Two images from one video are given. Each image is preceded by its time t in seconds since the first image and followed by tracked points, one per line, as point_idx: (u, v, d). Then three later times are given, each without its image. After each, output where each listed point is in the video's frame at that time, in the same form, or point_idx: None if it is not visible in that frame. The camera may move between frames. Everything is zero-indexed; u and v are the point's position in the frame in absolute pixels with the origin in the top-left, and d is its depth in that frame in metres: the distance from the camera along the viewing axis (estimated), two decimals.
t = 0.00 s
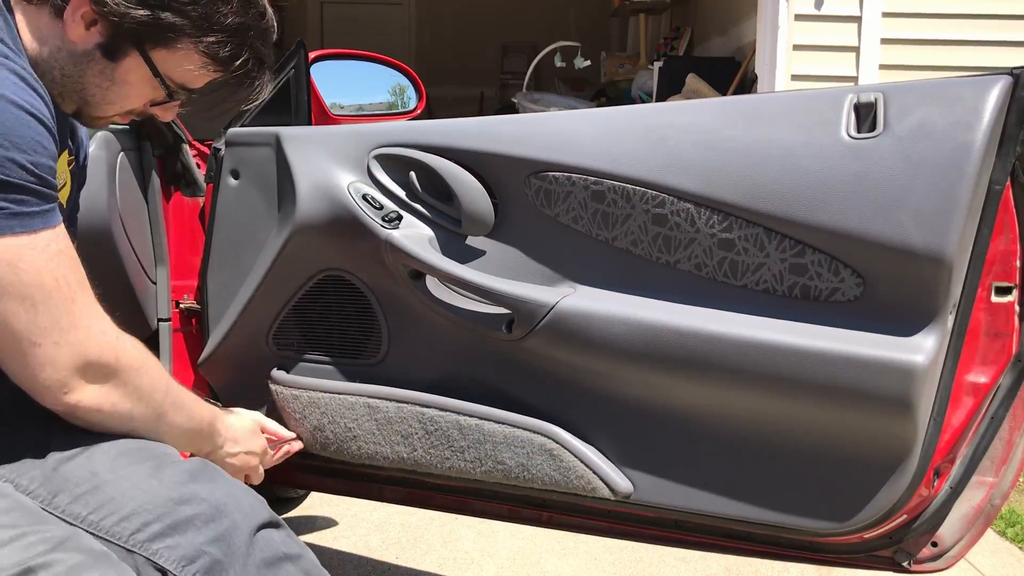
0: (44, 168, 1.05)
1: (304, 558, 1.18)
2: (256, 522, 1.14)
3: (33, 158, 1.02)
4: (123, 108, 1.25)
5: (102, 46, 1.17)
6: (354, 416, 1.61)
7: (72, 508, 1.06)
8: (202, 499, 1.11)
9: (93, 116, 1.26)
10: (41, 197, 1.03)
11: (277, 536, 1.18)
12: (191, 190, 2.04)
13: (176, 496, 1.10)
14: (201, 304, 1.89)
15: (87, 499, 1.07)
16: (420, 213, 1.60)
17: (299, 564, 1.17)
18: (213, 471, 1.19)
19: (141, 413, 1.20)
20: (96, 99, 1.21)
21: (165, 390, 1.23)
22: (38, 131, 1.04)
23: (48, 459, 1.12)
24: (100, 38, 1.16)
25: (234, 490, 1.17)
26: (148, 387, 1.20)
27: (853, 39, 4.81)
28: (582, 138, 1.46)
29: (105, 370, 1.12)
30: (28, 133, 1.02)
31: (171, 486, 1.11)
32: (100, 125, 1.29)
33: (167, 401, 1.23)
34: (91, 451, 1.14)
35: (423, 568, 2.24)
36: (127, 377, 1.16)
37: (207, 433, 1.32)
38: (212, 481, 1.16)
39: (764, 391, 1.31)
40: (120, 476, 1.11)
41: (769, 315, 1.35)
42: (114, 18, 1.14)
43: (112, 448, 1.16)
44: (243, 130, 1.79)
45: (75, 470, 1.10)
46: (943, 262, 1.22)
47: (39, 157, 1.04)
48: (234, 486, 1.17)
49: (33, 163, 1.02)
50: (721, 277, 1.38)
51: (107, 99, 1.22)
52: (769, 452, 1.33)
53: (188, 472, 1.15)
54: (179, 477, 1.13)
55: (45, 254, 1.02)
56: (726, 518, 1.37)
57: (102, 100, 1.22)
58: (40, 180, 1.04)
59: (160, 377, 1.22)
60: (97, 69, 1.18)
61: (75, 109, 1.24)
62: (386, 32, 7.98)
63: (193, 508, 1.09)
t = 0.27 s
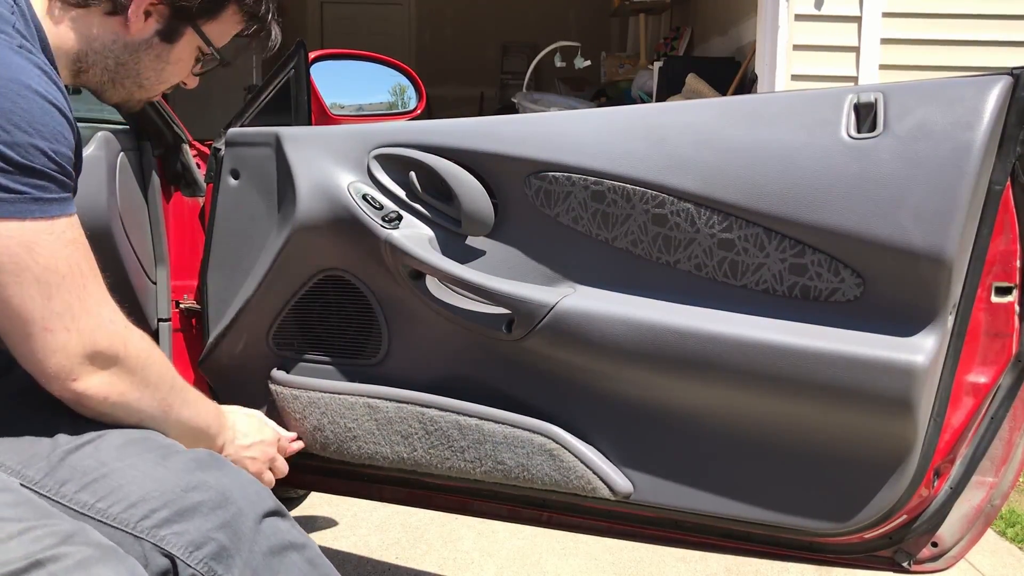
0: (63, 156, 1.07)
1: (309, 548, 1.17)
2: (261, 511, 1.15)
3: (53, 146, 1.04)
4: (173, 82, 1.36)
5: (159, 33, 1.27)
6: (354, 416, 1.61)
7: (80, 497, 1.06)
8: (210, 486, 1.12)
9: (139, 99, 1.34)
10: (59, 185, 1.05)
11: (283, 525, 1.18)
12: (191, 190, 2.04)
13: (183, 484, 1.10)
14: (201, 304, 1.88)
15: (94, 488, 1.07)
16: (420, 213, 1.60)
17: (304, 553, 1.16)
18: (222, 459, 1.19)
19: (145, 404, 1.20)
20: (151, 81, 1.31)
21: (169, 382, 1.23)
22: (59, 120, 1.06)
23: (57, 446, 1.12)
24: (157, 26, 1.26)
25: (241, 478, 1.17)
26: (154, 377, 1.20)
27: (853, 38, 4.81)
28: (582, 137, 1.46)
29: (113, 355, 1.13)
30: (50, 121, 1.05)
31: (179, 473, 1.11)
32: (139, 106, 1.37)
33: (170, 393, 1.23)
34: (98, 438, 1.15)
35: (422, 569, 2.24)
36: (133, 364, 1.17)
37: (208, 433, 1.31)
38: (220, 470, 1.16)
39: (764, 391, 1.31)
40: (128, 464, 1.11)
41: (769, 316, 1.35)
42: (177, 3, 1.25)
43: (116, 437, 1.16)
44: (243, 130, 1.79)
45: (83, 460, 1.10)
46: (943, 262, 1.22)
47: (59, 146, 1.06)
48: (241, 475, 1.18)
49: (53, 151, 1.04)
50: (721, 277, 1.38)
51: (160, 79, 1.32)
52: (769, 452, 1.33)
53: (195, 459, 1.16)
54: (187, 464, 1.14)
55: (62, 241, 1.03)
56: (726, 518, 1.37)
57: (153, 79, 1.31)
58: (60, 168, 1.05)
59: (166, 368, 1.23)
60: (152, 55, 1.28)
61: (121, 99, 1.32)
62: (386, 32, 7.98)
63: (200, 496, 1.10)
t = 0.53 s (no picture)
0: (21, 149, 1.05)
1: (305, 551, 1.16)
2: (254, 516, 1.13)
3: (10, 138, 1.03)
4: (141, 70, 1.29)
5: (120, 15, 1.19)
6: (353, 416, 1.61)
7: (71, 504, 1.06)
8: (202, 492, 1.11)
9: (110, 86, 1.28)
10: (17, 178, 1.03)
11: (278, 528, 1.17)
12: (192, 190, 2.03)
13: (175, 490, 1.10)
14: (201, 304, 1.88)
15: (84, 495, 1.07)
16: (420, 213, 1.60)
17: (300, 558, 1.15)
18: (215, 463, 1.19)
19: (121, 410, 1.16)
20: (118, 67, 1.25)
21: (152, 389, 1.20)
22: (14, 112, 1.05)
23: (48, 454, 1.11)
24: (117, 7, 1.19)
25: (233, 482, 1.16)
26: (129, 382, 1.16)
27: (853, 39, 4.81)
28: (582, 137, 1.46)
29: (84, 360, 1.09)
30: (5, 114, 1.03)
31: (170, 479, 1.11)
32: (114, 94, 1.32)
33: (154, 400, 1.20)
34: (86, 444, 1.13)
35: (423, 569, 2.24)
36: (104, 370, 1.13)
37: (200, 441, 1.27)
38: (212, 474, 1.16)
39: (764, 391, 1.31)
40: (117, 469, 1.10)
41: (769, 316, 1.35)
42: None
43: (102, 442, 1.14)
44: (243, 130, 1.79)
45: (72, 465, 1.10)
46: (943, 262, 1.22)
47: (17, 139, 1.05)
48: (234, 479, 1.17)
49: (10, 143, 1.02)
50: (720, 277, 1.38)
51: (127, 66, 1.25)
52: (769, 452, 1.33)
53: (186, 463, 1.15)
54: (179, 470, 1.13)
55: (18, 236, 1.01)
56: (726, 518, 1.37)
57: (121, 66, 1.25)
58: (17, 161, 1.03)
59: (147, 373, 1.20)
60: (115, 38, 1.21)
61: (91, 86, 1.27)
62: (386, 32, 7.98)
63: (191, 503, 1.09)
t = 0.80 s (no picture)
0: None
1: (302, 553, 1.16)
2: (248, 519, 1.13)
3: None
4: (117, 32, 1.34)
5: None
6: (353, 417, 1.61)
7: (66, 509, 1.07)
8: (196, 495, 1.11)
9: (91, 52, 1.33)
10: None
11: (274, 530, 1.17)
12: (192, 190, 2.02)
13: (167, 495, 1.10)
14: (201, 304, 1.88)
15: (79, 501, 1.08)
16: (420, 213, 1.60)
17: (296, 559, 1.15)
18: (209, 467, 1.19)
19: (85, 417, 1.13)
20: (97, 32, 1.29)
21: (126, 392, 1.18)
22: None
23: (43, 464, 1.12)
24: None
25: (227, 485, 1.17)
26: (95, 389, 1.13)
27: (853, 39, 4.81)
28: (582, 137, 1.46)
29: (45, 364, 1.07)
30: None
31: (164, 484, 1.11)
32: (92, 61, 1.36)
33: (128, 405, 1.18)
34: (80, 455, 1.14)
35: (423, 569, 2.24)
36: (65, 376, 1.10)
37: (187, 446, 1.25)
38: (207, 478, 1.16)
39: (764, 391, 1.31)
40: (110, 474, 1.11)
41: (769, 315, 1.34)
42: None
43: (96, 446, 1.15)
44: (243, 130, 1.79)
45: (67, 469, 1.12)
46: (943, 262, 1.22)
47: None
48: (227, 481, 1.18)
49: None
50: (720, 277, 1.38)
51: (105, 28, 1.30)
52: (768, 453, 1.33)
53: (179, 468, 1.16)
54: (172, 475, 1.14)
55: None
56: (725, 518, 1.37)
57: (100, 30, 1.30)
58: None
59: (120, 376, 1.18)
60: (92, 4, 1.25)
61: (71, 53, 1.32)
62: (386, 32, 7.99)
63: (186, 506, 1.09)
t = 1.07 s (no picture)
0: (24, 142, 1.05)
1: (306, 553, 1.16)
2: (256, 517, 1.13)
3: (12, 130, 1.02)
4: (147, 44, 1.29)
5: None
6: (351, 420, 1.61)
7: (73, 504, 1.05)
8: (204, 491, 1.10)
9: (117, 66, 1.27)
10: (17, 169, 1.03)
11: (279, 529, 1.17)
12: (192, 190, 2.02)
13: (176, 491, 1.09)
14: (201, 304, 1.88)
15: (87, 495, 1.06)
16: (420, 213, 1.60)
17: (301, 558, 1.15)
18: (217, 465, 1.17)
19: (120, 411, 1.14)
20: (127, 45, 1.24)
21: (165, 389, 1.19)
22: (15, 103, 1.05)
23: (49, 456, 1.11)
24: None
25: (235, 483, 1.16)
26: (133, 382, 1.14)
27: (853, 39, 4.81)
28: (582, 137, 1.46)
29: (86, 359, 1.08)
30: (8, 106, 1.03)
31: (171, 479, 1.10)
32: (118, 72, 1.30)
33: (162, 399, 1.19)
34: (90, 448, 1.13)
35: (422, 569, 2.24)
36: (105, 370, 1.11)
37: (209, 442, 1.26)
38: (214, 475, 1.15)
39: (764, 391, 1.31)
40: (119, 470, 1.10)
41: (768, 316, 1.34)
42: None
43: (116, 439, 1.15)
44: (243, 131, 1.78)
45: (77, 465, 1.10)
46: (943, 262, 1.22)
47: (18, 130, 1.04)
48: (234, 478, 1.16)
49: (12, 134, 1.02)
50: (720, 277, 1.38)
51: (136, 41, 1.25)
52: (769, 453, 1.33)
53: (188, 465, 1.14)
54: (180, 470, 1.12)
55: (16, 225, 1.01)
56: (725, 519, 1.37)
57: (129, 41, 1.24)
58: (21, 153, 1.03)
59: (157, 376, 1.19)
60: (125, 17, 1.21)
61: (100, 66, 1.26)
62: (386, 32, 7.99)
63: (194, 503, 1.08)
